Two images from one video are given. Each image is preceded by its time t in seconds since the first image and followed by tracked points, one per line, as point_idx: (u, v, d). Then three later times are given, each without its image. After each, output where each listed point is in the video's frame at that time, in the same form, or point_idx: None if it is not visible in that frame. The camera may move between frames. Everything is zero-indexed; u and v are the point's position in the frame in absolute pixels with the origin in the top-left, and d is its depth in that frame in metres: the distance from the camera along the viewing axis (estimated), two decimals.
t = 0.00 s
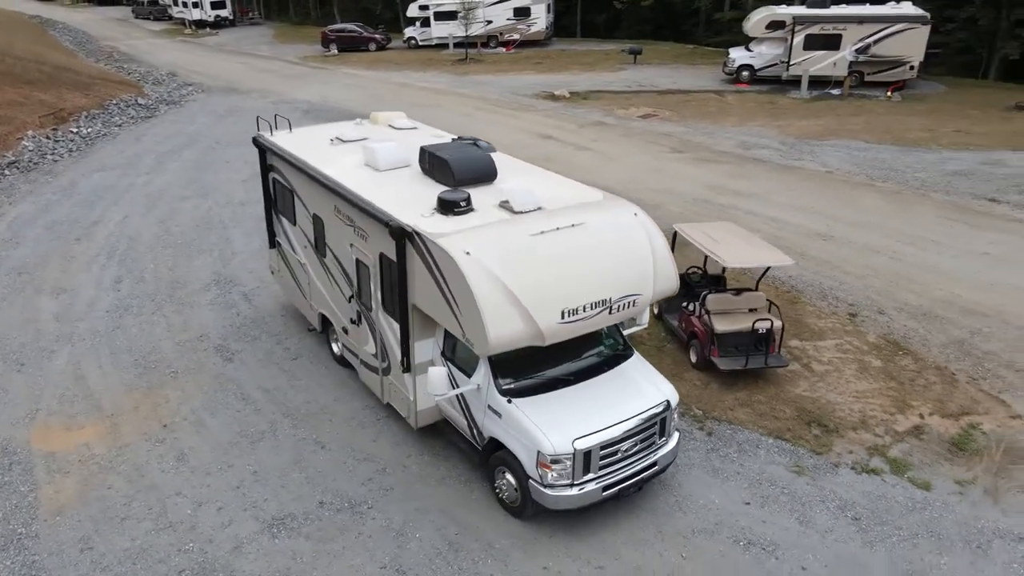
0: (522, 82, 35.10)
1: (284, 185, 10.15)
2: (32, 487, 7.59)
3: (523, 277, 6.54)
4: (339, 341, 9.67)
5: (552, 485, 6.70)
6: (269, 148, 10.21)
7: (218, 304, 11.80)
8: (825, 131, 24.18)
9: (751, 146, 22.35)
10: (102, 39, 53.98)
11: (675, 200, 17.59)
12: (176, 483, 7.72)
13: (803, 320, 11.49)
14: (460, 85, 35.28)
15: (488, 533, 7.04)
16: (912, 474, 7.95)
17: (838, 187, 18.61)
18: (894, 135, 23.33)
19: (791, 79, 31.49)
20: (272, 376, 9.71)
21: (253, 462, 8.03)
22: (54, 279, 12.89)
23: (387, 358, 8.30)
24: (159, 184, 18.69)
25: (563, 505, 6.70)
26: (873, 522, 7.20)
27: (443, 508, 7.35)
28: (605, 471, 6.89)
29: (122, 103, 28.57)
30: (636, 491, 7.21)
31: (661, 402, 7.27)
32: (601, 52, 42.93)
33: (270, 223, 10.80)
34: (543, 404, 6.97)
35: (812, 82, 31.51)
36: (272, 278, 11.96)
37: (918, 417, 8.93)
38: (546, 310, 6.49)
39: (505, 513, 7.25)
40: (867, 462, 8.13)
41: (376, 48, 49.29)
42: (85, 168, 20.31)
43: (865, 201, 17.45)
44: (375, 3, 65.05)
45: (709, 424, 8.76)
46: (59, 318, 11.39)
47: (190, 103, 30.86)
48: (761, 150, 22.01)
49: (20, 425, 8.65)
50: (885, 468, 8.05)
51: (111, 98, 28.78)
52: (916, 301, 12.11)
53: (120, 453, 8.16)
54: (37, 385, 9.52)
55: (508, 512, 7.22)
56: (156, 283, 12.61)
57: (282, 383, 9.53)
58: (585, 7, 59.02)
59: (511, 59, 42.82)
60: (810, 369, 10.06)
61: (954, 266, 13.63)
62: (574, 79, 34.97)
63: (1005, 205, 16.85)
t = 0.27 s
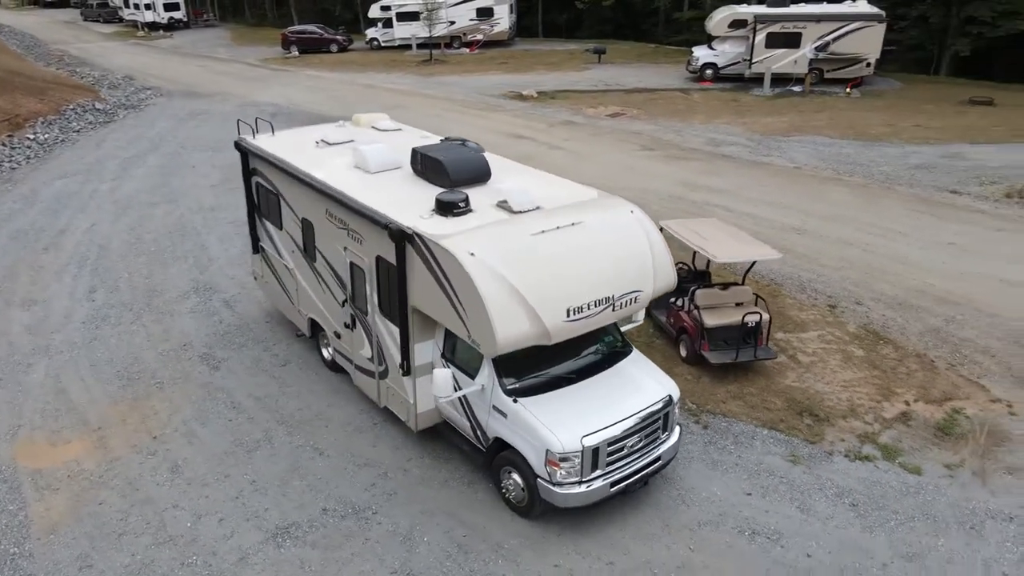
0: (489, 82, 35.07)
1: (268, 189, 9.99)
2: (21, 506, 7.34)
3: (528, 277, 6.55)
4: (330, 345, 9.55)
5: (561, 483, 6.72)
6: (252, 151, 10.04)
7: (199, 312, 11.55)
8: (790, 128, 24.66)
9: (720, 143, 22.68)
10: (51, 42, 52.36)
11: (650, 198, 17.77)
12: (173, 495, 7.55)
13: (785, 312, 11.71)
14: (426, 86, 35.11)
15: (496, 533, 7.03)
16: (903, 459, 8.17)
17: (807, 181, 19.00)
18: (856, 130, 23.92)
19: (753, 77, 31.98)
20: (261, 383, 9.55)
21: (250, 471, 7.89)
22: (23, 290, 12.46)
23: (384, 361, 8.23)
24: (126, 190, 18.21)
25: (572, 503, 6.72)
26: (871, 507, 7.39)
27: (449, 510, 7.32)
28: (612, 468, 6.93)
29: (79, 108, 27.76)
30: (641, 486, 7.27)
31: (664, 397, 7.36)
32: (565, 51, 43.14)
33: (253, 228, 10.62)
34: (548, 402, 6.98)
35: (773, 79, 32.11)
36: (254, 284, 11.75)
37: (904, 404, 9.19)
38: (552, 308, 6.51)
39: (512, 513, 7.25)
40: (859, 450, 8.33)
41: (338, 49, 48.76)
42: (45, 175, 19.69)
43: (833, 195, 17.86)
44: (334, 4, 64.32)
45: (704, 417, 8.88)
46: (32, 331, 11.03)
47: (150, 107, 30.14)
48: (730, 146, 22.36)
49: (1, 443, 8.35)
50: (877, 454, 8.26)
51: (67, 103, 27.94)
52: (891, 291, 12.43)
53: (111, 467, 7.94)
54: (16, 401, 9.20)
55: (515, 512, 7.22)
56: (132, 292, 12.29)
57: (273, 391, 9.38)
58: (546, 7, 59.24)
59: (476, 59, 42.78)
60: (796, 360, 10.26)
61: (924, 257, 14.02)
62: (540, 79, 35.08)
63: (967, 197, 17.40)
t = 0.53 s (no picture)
0: (454, 83, 34.97)
1: (253, 193, 9.81)
2: (11, 526, 7.08)
3: (534, 276, 6.56)
4: (321, 351, 9.43)
5: (571, 480, 6.75)
6: (234, 156, 9.85)
7: (180, 321, 11.28)
8: (755, 125, 25.11)
9: (688, 141, 22.98)
10: None
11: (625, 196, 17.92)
12: (171, 509, 7.36)
13: (768, 305, 11.93)
14: (391, 88, 34.84)
15: (506, 534, 7.03)
16: (893, 445, 8.41)
17: (776, 177, 19.38)
18: (819, 127, 24.47)
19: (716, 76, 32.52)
20: (252, 391, 9.37)
21: (250, 481, 7.74)
22: None
23: (382, 365, 8.15)
24: (90, 198, 17.68)
25: (582, 500, 6.75)
26: (868, 493, 7.58)
27: (456, 512, 7.30)
28: (620, 463, 6.98)
29: (33, 114, 26.85)
30: (646, 480, 7.35)
31: (667, 391, 7.44)
32: (528, 52, 43.25)
33: (236, 234, 10.43)
34: (554, 401, 7.01)
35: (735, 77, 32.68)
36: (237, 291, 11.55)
37: (890, 391, 9.45)
38: (559, 308, 6.53)
39: (519, 512, 7.26)
40: (851, 437, 8.54)
41: (297, 51, 48.08)
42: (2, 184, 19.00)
43: (803, 190, 18.24)
44: (291, 5, 63.41)
45: (700, 411, 9.01)
46: (5, 345, 10.64)
47: (107, 113, 29.30)
48: (698, 144, 22.68)
49: None
50: (868, 441, 8.48)
51: (19, 109, 26.99)
52: (866, 283, 12.76)
53: (104, 483, 7.71)
54: None
55: (523, 511, 7.23)
56: (107, 303, 11.94)
57: (265, 399, 9.22)
58: (506, 8, 59.32)
59: (439, 60, 42.62)
60: (783, 352, 10.47)
61: (894, 248, 14.41)
62: (505, 79, 35.09)
63: (929, 189, 17.94)
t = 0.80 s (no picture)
0: (418, 84, 34.78)
1: (237, 199, 9.61)
2: (4, 549, 6.83)
3: (541, 276, 6.57)
4: (314, 357, 9.29)
5: (582, 477, 6.78)
6: (217, 160, 9.64)
7: (160, 331, 11.00)
8: (720, 122, 25.51)
9: (657, 139, 23.23)
10: None
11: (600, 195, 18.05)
12: (171, 523, 7.19)
13: (749, 299, 12.12)
14: (354, 90, 34.49)
15: (516, 534, 7.03)
16: (883, 431, 8.65)
17: (745, 173, 19.74)
18: (782, 123, 25.00)
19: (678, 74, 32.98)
20: (243, 400, 9.19)
21: (250, 492, 7.61)
22: None
23: (381, 370, 8.07)
24: (51, 207, 17.11)
25: (593, 497, 6.78)
26: (864, 479, 7.79)
27: (465, 514, 7.28)
28: (628, 459, 7.04)
29: None
30: (652, 475, 7.42)
31: (669, 386, 7.53)
32: (490, 52, 43.26)
33: (220, 240, 10.20)
34: (562, 399, 7.03)
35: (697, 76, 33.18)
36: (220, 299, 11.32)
37: (875, 379, 9.71)
38: (567, 306, 6.55)
39: (528, 512, 7.27)
40: (842, 425, 8.76)
41: (255, 54, 47.25)
42: None
43: (772, 185, 18.62)
44: (245, 7, 62.26)
45: (694, 405, 9.13)
46: None
47: (60, 119, 28.38)
48: (667, 141, 22.97)
49: None
50: (858, 428, 8.71)
51: None
52: (842, 274, 13.08)
53: (98, 500, 7.49)
54: None
55: (531, 511, 7.24)
56: (82, 315, 11.58)
57: (258, 407, 9.06)
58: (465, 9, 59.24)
59: (401, 62, 42.35)
60: (769, 344, 10.66)
61: (865, 240, 14.79)
62: (470, 80, 35.04)
63: (892, 182, 18.47)
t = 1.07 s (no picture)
0: (379, 86, 34.46)
1: (220, 204, 9.40)
2: None
3: (547, 275, 6.59)
4: (306, 364, 9.15)
5: (592, 474, 6.81)
6: (198, 165, 9.41)
7: (138, 342, 10.68)
8: (684, 120, 25.88)
9: (624, 137, 23.45)
10: None
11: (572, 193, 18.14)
12: (172, 539, 7.00)
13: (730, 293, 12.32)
14: (314, 92, 34.00)
15: (526, 533, 7.04)
16: (871, 417, 8.91)
17: (713, 169, 20.06)
18: (743, 120, 25.49)
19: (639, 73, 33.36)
20: (234, 411, 8.99)
21: (251, 503, 7.46)
22: None
23: (380, 374, 7.99)
24: (8, 218, 16.46)
25: (603, 493, 6.83)
26: (858, 464, 8.01)
27: (473, 516, 7.25)
28: (634, 454, 7.10)
29: None
30: (656, 469, 7.51)
31: (670, 380, 7.63)
32: (449, 53, 43.12)
33: (201, 247, 9.96)
34: (568, 397, 7.06)
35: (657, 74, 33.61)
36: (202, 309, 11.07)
37: (858, 367, 9.98)
38: (574, 304, 6.58)
39: (537, 511, 7.28)
40: (832, 413, 8.98)
41: (207, 57, 46.19)
42: None
43: (740, 180, 18.96)
44: (194, 9, 60.78)
45: (688, 399, 9.26)
46: None
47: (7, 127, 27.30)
48: (633, 140, 23.22)
49: None
50: (847, 415, 8.94)
51: None
52: (816, 266, 13.40)
53: (91, 519, 7.25)
54: None
55: (540, 509, 7.25)
56: (53, 328, 11.17)
57: (250, 417, 8.88)
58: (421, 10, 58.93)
59: (359, 63, 41.91)
60: (753, 336, 10.86)
61: (834, 232, 15.17)
62: (431, 81, 34.86)
63: (854, 176, 19.00)
